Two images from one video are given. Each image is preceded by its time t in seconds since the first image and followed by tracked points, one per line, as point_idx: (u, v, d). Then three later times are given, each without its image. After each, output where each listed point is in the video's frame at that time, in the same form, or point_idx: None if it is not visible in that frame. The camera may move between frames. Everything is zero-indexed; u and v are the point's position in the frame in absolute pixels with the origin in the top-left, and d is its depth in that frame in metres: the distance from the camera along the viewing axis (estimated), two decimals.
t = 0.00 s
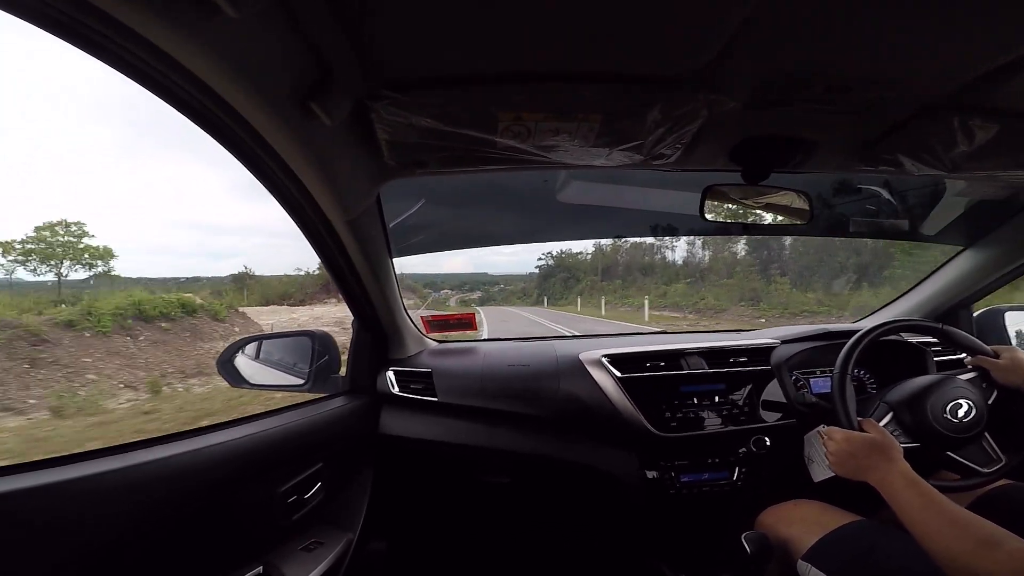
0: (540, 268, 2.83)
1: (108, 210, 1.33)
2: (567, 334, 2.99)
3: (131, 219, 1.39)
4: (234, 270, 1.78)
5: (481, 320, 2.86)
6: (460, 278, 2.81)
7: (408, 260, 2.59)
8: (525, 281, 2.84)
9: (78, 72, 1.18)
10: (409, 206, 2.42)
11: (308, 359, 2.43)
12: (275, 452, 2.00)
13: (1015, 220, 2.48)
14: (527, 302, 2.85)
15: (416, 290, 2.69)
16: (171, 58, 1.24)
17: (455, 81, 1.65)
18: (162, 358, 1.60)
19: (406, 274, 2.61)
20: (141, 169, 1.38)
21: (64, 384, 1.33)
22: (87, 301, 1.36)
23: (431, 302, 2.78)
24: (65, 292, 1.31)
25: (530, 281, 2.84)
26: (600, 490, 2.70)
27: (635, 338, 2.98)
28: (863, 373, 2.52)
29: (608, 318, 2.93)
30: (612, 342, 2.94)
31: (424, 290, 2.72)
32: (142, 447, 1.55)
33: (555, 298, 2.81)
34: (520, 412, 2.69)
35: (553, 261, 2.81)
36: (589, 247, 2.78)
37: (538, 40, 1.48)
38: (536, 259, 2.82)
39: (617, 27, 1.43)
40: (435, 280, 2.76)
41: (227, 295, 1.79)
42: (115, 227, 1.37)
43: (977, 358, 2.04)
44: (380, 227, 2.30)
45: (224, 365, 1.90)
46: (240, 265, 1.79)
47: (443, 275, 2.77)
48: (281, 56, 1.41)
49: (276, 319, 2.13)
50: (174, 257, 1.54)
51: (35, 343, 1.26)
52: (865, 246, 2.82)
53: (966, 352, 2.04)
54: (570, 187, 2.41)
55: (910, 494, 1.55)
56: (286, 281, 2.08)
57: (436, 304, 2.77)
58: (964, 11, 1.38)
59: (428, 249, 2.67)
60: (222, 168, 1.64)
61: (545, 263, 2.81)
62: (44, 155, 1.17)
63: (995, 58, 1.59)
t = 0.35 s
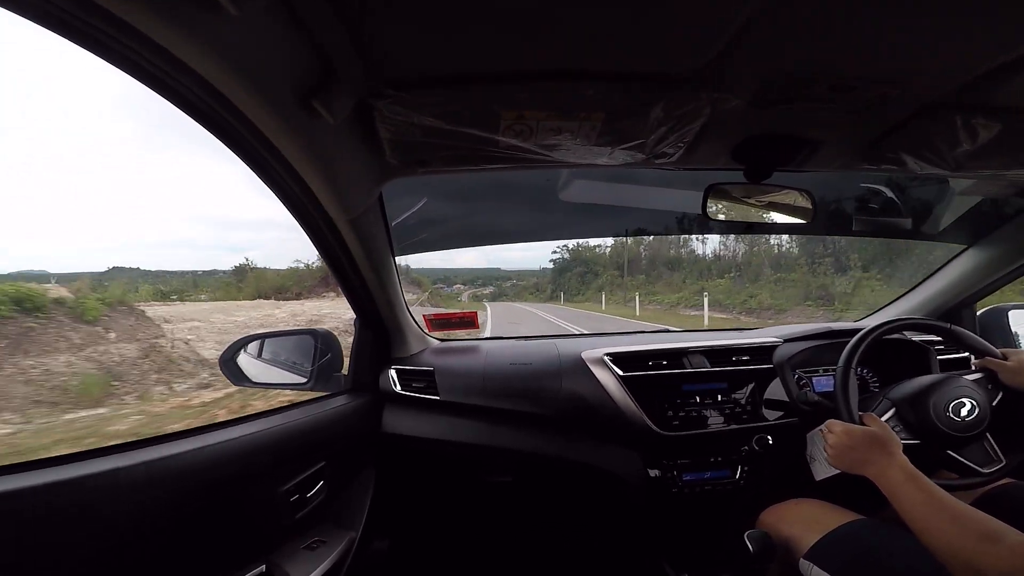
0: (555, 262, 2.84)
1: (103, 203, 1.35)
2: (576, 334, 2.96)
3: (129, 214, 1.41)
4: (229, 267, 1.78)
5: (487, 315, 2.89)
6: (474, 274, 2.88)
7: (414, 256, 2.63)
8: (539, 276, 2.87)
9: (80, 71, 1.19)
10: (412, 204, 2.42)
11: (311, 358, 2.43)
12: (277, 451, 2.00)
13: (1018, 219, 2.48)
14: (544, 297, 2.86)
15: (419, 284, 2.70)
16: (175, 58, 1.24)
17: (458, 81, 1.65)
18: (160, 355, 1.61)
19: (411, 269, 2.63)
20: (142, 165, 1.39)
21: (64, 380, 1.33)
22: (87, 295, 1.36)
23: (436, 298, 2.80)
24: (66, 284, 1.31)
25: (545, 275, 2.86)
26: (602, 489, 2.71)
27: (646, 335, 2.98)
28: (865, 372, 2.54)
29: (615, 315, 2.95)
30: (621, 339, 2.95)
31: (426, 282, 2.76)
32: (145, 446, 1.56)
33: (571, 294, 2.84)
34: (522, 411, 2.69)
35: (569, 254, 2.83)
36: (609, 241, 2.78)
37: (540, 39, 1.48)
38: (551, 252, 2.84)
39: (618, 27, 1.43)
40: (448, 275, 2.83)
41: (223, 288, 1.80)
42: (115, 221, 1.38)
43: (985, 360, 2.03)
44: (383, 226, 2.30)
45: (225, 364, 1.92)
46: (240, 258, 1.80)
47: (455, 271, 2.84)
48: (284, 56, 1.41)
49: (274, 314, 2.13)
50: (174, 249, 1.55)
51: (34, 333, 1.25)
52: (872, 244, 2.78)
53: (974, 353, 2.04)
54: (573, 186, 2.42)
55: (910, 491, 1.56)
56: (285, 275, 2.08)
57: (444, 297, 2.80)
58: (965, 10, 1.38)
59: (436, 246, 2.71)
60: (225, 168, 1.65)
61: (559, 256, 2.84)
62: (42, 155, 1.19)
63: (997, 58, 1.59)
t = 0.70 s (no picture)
0: (569, 257, 2.86)
1: (98, 197, 1.35)
2: (583, 330, 2.99)
3: (126, 207, 1.42)
4: (226, 262, 1.79)
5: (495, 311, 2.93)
6: (485, 270, 2.91)
7: (422, 253, 2.65)
8: (551, 270, 2.92)
9: (80, 68, 1.19)
10: (416, 201, 2.40)
11: (313, 356, 2.43)
12: (281, 449, 2.00)
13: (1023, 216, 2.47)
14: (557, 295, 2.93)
15: (424, 279, 2.72)
16: (178, 57, 1.24)
17: (460, 79, 1.65)
18: (157, 352, 1.62)
19: (417, 264, 2.64)
20: (143, 161, 1.40)
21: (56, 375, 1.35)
22: (73, 288, 1.38)
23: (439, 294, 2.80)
24: (61, 278, 1.33)
25: (557, 271, 2.91)
26: (605, 487, 2.71)
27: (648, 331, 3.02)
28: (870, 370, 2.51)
29: (622, 310, 2.96)
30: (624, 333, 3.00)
31: (433, 279, 2.77)
32: (147, 444, 1.56)
33: (589, 290, 2.87)
34: (524, 407, 2.68)
35: (585, 248, 2.82)
36: (630, 237, 2.77)
37: (543, 37, 1.47)
38: (565, 247, 2.84)
39: (621, 25, 1.43)
40: (460, 270, 2.86)
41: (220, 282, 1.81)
42: (110, 214, 1.39)
43: (992, 360, 2.01)
44: (386, 223, 2.30)
45: (228, 361, 1.93)
46: (237, 252, 1.81)
47: (467, 267, 2.87)
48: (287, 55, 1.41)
49: (275, 310, 2.14)
50: (171, 240, 1.57)
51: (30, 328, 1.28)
52: (874, 241, 2.80)
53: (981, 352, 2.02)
54: (576, 183, 2.41)
55: (909, 488, 1.57)
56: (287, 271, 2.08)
57: (456, 294, 2.83)
58: (969, 9, 1.37)
59: (443, 243, 2.72)
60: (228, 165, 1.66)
61: (575, 249, 2.83)
62: (42, 155, 1.21)
63: (1002, 55, 1.58)
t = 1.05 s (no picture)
0: (584, 252, 2.80)
1: (101, 194, 1.36)
2: (589, 327, 3.03)
3: (128, 205, 1.43)
4: (223, 258, 1.78)
5: (499, 310, 2.90)
6: (495, 267, 2.82)
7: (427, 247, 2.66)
8: (561, 268, 2.85)
9: (82, 64, 1.20)
10: (417, 199, 2.40)
11: (317, 352, 2.46)
12: (285, 446, 2.01)
13: None
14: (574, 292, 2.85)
15: (424, 275, 2.69)
16: (183, 54, 1.24)
17: (464, 76, 1.64)
18: (158, 351, 1.62)
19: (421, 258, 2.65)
20: (140, 151, 1.41)
21: (57, 376, 1.34)
22: (77, 284, 1.39)
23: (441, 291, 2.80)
24: (66, 275, 1.35)
25: (569, 266, 2.84)
26: (609, 485, 2.71)
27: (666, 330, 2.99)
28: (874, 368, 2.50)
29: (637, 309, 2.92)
30: (642, 333, 2.97)
31: (436, 274, 2.76)
32: (151, 442, 1.56)
33: (606, 288, 2.82)
34: (524, 404, 2.68)
35: (599, 242, 2.79)
36: (650, 234, 2.75)
37: (548, 35, 1.47)
38: (580, 241, 2.80)
39: (625, 22, 1.42)
40: (470, 268, 2.81)
41: (223, 278, 1.81)
42: (114, 211, 1.40)
43: (999, 359, 2.02)
44: (388, 220, 2.30)
45: (231, 359, 1.94)
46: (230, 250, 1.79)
47: (478, 264, 2.82)
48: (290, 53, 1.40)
49: (281, 310, 2.15)
50: (171, 237, 1.56)
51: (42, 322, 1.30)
52: (878, 240, 2.82)
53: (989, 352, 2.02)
54: (579, 180, 2.40)
55: (911, 485, 1.56)
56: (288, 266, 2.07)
57: (467, 292, 2.80)
58: (975, 5, 1.37)
59: (451, 240, 2.73)
60: (228, 162, 1.65)
61: (589, 243, 2.79)
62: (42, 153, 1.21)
63: (1008, 52, 1.57)
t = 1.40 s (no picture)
0: (596, 249, 2.81)
1: (107, 192, 1.35)
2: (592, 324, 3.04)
3: (133, 204, 1.42)
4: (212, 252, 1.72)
5: (505, 310, 2.94)
6: (503, 266, 2.86)
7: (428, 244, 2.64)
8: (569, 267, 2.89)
9: (87, 62, 1.19)
10: (419, 197, 2.40)
11: (319, 348, 2.46)
12: (288, 441, 2.01)
13: None
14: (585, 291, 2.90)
15: (424, 272, 2.68)
16: (186, 50, 1.24)
17: (466, 72, 1.64)
18: (162, 347, 1.61)
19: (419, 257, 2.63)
20: (141, 149, 1.40)
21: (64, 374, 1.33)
22: (84, 284, 1.38)
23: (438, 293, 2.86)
24: (71, 272, 1.33)
25: (581, 264, 2.87)
26: (611, 482, 2.72)
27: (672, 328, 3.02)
28: (877, 364, 2.48)
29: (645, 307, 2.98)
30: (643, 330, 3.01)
31: (438, 274, 2.74)
32: (156, 437, 1.56)
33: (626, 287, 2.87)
34: (526, 400, 2.68)
35: (615, 238, 2.77)
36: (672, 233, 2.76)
37: (550, 31, 1.46)
38: (592, 238, 2.80)
39: (629, 18, 1.42)
40: (479, 268, 2.83)
41: (242, 274, 1.85)
42: (119, 210, 1.39)
43: (1005, 358, 2.02)
44: (390, 215, 2.30)
45: (235, 356, 1.96)
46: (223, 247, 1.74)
47: (487, 264, 2.84)
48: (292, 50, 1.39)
49: (283, 305, 2.15)
50: (173, 235, 1.55)
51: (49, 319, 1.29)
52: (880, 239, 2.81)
53: (994, 351, 2.02)
54: (580, 176, 2.40)
55: (916, 481, 1.55)
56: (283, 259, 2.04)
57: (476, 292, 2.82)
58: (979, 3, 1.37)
59: (454, 238, 2.73)
60: (229, 157, 1.65)
61: (603, 240, 2.79)
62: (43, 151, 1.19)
63: (1011, 49, 1.57)
